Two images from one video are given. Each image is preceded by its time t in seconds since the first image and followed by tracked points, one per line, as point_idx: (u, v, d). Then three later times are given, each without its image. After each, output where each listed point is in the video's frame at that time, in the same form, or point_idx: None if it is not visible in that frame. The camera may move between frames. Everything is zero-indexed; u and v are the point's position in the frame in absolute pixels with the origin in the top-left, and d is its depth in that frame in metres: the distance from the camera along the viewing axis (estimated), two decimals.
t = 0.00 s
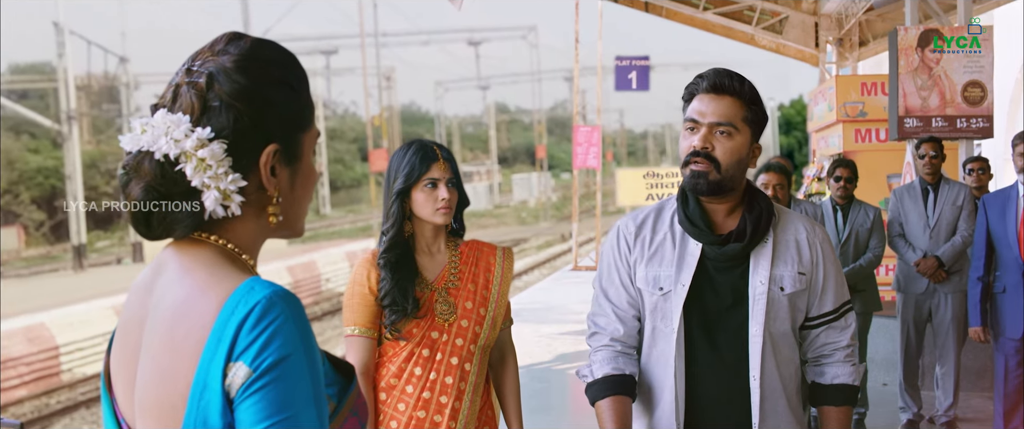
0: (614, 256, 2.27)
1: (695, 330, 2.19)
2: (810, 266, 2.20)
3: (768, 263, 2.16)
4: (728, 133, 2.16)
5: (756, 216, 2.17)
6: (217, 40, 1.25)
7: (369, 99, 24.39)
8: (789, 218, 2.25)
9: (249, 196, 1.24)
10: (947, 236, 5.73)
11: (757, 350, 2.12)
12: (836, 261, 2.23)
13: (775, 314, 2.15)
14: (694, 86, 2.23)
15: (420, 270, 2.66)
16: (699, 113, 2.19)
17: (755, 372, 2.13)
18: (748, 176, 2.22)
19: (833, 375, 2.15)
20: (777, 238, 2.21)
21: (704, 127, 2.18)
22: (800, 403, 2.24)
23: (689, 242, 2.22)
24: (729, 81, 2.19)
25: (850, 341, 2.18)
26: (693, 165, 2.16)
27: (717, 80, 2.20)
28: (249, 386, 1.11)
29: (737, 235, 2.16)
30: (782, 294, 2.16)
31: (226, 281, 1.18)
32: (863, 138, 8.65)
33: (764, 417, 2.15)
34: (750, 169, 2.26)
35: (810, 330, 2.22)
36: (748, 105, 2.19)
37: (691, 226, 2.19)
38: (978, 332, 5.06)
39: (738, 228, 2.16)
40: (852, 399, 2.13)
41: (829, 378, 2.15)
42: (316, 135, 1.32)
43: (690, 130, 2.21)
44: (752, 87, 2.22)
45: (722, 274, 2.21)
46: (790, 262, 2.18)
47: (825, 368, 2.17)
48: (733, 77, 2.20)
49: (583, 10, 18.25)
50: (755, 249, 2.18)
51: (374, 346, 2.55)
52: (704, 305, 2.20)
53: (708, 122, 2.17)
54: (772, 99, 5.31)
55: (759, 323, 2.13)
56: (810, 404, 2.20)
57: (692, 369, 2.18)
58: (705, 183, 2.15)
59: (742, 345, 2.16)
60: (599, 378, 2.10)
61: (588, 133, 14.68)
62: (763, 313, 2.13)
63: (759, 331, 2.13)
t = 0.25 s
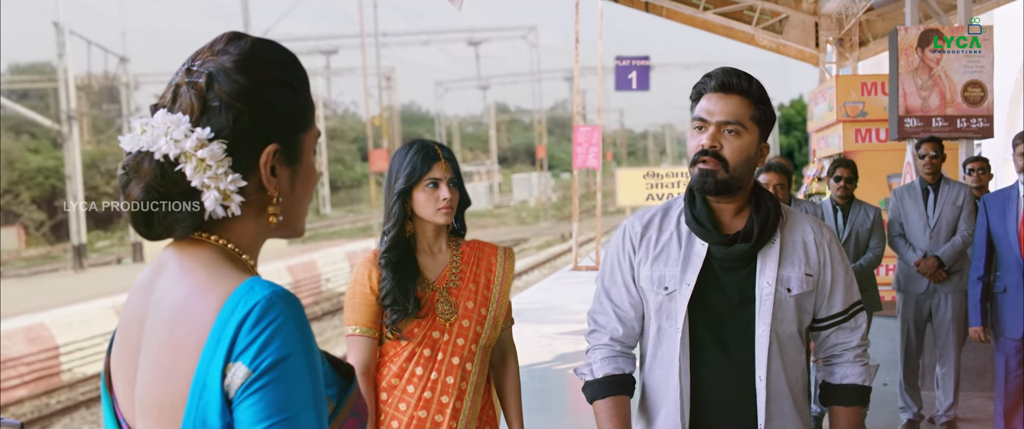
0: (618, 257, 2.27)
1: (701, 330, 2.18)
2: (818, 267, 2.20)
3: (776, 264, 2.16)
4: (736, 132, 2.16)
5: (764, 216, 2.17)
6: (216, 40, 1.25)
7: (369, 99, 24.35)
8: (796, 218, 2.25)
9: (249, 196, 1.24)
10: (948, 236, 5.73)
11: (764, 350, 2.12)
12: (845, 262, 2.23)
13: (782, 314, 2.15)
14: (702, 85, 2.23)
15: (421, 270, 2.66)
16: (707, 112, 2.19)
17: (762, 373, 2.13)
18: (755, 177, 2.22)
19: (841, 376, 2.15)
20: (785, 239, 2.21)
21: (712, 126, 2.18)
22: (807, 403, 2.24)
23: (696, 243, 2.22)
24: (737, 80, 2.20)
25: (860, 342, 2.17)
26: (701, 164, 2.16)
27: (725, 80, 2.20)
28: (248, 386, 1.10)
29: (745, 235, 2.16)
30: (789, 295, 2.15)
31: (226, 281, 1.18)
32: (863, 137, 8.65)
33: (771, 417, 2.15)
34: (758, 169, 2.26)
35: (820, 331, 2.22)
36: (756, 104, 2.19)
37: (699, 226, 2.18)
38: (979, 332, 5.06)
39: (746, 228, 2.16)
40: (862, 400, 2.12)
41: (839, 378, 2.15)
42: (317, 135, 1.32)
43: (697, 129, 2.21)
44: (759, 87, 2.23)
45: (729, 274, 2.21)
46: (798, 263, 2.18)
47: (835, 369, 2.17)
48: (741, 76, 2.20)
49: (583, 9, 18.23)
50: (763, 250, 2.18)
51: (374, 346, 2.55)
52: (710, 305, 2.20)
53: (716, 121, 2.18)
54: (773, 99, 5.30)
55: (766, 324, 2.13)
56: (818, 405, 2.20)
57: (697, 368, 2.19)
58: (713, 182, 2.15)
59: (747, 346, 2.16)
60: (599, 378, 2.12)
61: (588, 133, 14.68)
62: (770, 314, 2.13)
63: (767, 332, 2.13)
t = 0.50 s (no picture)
0: (623, 257, 2.28)
1: (706, 331, 2.19)
2: (821, 267, 2.20)
3: (780, 263, 2.16)
4: (740, 131, 2.17)
5: (768, 217, 2.17)
6: (215, 41, 1.25)
7: (368, 100, 24.33)
8: (801, 218, 2.25)
9: (248, 196, 1.24)
10: (948, 236, 5.73)
11: (768, 350, 2.12)
12: (848, 263, 2.22)
13: (787, 314, 2.15)
14: (704, 85, 2.23)
15: (422, 269, 2.66)
16: (710, 112, 2.19)
17: (765, 373, 2.13)
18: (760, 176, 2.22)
19: (844, 375, 2.15)
20: (789, 238, 2.21)
21: (717, 126, 2.18)
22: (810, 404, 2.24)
23: (699, 243, 2.22)
24: (740, 80, 2.19)
25: (862, 342, 2.17)
26: (706, 163, 2.16)
27: (729, 79, 2.20)
28: (248, 386, 1.10)
29: (749, 235, 2.16)
30: (794, 295, 2.16)
31: (228, 282, 1.18)
32: (863, 137, 8.65)
33: (774, 417, 2.15)
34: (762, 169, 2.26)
35: (823, 331, 2.21)
36: (760, 103, 2.20)
37: (702, 226, 2.18)
38: (978, 332, 5.06)
39: (750, 228, 2.17)
40: (865, 400, 2.12)
41: (841, 378, 2.15)
42: (318, 134, 1.32)
43: (702, 129, 2.21)
44: (764, 85, 2.22)
45: (733, 274, 2.20)
46: (803, 263, 2.18)
47: (836, 369, 2.17)
48: (744, 76, 2.20)
49: (583, 9, 18.21)
50: (766, 250, 2.18)
51: (376, 346, 2.55)
52: (713, 303, 2.20)
53: (720, 121, 2.18)
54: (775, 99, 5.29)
55: (770, 324, 2.13)
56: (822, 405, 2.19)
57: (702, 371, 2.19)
58: (719, 181, 2.15)
59: (753, 346, 2.16)
60: (598, 380, 2.13)
61: (588, 132, 14.65)
62: (775, 314, 2.13)
63: (771, 332, 2.13)
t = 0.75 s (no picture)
0: (624, 257, 2.27)
1: (708, 331, 2.18)
2: (823, 266, 2.19)
3: (781, 263, 2.16)
4: (740, 132, 2.16)
5: (769, 217, 2.17)
6: (213, 40, 1.25)
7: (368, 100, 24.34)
8: (802, 218, 2.25)
9: (247, 196, 1.24)
10: (948, 236, 5.72)
11: (770, 350, 2.12)
12: (850, 262, 2.22)
13: (788, 314, 2.14)
14: (704, 86, 2.23)
15: (423, 269, 2.66)
16: (710, 113, 2.19)
17: (767, 373, 2.12)
18: (760, 176, 2.21)
19: (844, 375, 2.14)
20: (790, 238, 2.21)
21: (716, 127, 2.18)
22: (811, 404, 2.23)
23: (700, 243, 2.21)
24: (741, 81, 2.19)
25: (863, 342, 2.17)
26: (705, 165, 2.16)
27: (728, 80, 2.20)
28: (248, 386, 1.10)
29: (750, 235, 2.16)
30: (795, 294, 2.15)
31: (228, 282, 1.17)
32: (864, 137, 8.65)
33: (776, 417, 2.15)
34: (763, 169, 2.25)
35: (824, 330, 2.21)
36: (760, 103, 2.19)
37: (702, 226, 2.18)
38: (979, 332, 5.05)
39: (751, 228, 2.16)
40: (865, 400, 2.11)
41: (842, 377, 2.15)
42: (318, 133, 1.32)
43: (701, 130, 2.21)
44: (763, 85, 2.22)
45: (734, 274, 2.20)
46: (803, 262, 2.17)
47: (838, 368, 2.16)
48: (744, 76, 2.20)
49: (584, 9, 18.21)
50: (767, 250, 2.18)
51: (377, 346, 2.55)
52: (715, 303, 2.19)
53: (720, 122, 2.17)
54: (775, 99, 5.29)
55: (772, 323, 2.12)
56: (823, 405, 2.19)
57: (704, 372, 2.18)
58: (719, 182, 2.15)
59: (754, 345, 2.16)
60: (600, 380, 2.13)
61: (588, 132, 14.65)
62: (777, 314, 2.13)
63: (772, 332, 2.12)
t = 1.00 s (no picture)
0: (625, 257, 2.27)
1: (708, 331, 2.18)
2: (823, 266, 2.19)
3: (782, 263, 2.15)
4: (738, 134, 2.16)
5: (769, 217, 2.17)
6: (212, 40, 1.24)
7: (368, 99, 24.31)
8: (803, 218, 2.24)
9: (246, 196, 1.23)
10: (948, 237, 5.71)
11: (770, 350, 2.12)
12: (851, 262, 2.22)
13: (789, 314, 2.14)
14: (704, 87, 2.23)
15: (423, 269, 2.65)
16: (709, 114, 2.18)
17: (767, 373, 2.12)
18: (760, 177, 2.21)
19: (846, 375, 2.14)
20: (791, 238, 2.20)
21: (714, 128, 2.17)
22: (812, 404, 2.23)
23: (700, 244, 2.21)
24: (739, 82, 2.19)
25: (864, 341, 2.17)
26: (704, 166, 2.16)
27: (728, 81, 2.20)
28: (247, 386, 1.10)
29: (750, 235, 2.15)
30: (795, 295, 2.15)
31: (228, 282, 1.17)
32: (864, 137, 8.64)
33: (776, 418, 2.14)
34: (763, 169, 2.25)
35: (825, 331, 2.21)
36: (759, 104, 2.19)
37: (702, 226, 2.18)
38: (979, 332, 5.05)
39: (750, 228, 2.16)
40: (866, 400, 2.11)
41: (842, 377, 2.15)
42: (316, 133, 1.31)
43: (700, 131, 2.21)
44: (763, 86, 2.22)
45: (734, 274, 2.20)
46: (804, 262, 2.17)
47: (839, 368, 2.16)
48: (744, 77, 2.19)
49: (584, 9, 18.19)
50: (768, 250, 2.18)
51: (377, 347, 2.55)
52: (715, 303, 2.19)
53: (718, 123, 2.17)
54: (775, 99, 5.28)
55: (772, 324, 2.12)
56: (823, 405, 2.18)
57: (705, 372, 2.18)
58: (718, 184, 2.15)
59: (755, 345, 2.15)
60: (597, 376, 2.14)
61: (588, 132, 14.64)
62: (777, 314, 2.12)
63: (773, 333, 2.12)
